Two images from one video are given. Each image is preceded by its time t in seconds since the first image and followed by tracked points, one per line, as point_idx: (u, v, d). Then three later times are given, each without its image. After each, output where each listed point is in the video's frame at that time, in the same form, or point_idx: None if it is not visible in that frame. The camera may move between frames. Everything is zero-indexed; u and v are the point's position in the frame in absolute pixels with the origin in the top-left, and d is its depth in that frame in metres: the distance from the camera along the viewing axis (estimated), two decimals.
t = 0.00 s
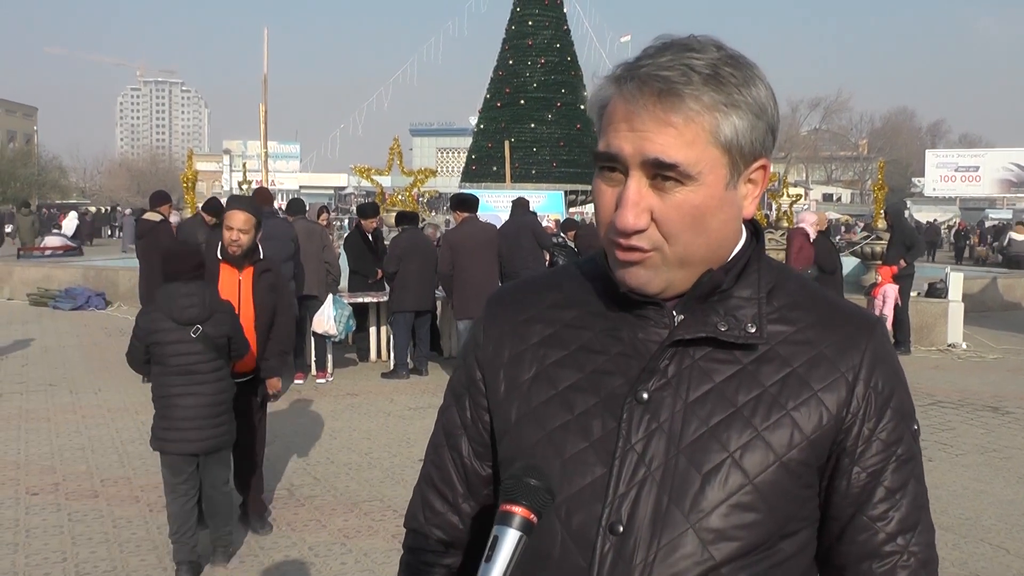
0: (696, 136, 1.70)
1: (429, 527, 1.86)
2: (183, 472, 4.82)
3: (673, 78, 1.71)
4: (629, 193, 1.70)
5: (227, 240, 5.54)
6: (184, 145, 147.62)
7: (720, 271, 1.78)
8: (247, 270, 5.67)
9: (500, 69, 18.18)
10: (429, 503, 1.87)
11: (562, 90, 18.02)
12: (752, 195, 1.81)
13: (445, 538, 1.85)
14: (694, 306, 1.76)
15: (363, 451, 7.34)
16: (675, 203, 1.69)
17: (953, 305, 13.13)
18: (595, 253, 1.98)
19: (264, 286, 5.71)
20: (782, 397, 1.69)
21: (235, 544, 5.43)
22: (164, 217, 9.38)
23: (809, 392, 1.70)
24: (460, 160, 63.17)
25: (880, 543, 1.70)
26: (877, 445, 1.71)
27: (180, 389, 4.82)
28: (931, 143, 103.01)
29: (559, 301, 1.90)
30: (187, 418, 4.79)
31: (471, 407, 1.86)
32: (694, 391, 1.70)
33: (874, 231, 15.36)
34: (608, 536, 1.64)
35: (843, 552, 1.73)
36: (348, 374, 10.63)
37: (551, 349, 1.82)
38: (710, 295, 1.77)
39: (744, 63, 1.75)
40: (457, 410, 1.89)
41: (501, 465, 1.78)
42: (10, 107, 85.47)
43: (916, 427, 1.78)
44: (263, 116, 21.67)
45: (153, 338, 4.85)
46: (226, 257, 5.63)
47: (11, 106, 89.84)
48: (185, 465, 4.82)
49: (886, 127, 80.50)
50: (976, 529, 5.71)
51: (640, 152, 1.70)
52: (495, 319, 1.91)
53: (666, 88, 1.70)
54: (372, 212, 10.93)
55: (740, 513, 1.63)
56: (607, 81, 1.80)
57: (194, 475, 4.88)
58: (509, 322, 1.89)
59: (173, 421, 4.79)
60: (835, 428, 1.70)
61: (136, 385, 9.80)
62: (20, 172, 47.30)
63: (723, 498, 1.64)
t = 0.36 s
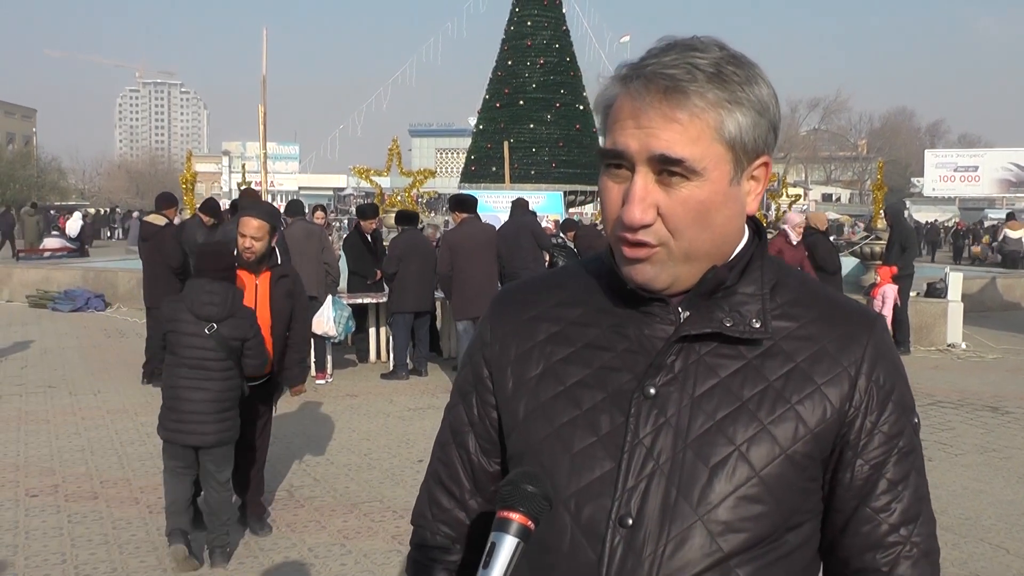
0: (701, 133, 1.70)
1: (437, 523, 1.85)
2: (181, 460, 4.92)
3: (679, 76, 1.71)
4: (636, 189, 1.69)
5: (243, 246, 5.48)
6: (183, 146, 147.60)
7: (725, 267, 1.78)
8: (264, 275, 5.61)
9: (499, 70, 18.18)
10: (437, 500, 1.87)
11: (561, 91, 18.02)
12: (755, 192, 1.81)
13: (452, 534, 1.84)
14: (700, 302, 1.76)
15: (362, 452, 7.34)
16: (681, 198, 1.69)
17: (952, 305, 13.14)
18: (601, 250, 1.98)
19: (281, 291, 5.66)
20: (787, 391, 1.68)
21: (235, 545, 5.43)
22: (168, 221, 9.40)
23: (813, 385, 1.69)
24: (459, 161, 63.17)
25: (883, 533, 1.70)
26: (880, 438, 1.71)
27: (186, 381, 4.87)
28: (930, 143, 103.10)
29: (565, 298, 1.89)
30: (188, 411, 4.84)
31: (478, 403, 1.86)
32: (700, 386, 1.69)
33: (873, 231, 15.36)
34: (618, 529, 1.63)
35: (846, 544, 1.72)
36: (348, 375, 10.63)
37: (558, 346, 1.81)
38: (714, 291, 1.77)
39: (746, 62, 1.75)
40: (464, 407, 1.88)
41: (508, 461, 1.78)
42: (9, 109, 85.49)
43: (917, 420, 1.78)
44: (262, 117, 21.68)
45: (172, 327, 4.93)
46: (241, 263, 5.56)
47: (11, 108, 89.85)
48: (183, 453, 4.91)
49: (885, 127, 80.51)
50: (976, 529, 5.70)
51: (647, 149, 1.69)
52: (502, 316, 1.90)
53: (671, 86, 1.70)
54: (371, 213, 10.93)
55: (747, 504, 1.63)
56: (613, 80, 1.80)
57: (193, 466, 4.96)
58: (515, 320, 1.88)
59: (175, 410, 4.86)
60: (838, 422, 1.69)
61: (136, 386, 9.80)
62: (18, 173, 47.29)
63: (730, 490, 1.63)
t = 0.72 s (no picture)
0: (716, 135, 1.70)
1: (439, 511, 1.86)
2: (173, 462, 4.86)
3: (696, 78, 1.71)
4: (650, 187, 1.69)
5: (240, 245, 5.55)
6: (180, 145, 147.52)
7: (733, 268, 1.78)
8: (259, 274, 5.64)
9: (498, 69, 18.16)
10: (440, 488, 1.87)
11: (560, 90, 18.01)
12: (765, 194, 1.80)
13: (454, 523, 1.85)
14: (707, 301, 1.76)
15: (360, 451, 7.33)
16: (695, 198, 1.69)
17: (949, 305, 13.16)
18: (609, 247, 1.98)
19: (275, 290, 5.69)
20: (790, 392, 1.69)
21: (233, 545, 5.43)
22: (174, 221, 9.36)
23: (815, 387, 1.70)
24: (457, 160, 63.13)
25: (879, 535, 1.70)
26: (879, 441, 1.71)
27: (182, 380, 4.84)
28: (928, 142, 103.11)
29: (574, 292, 1.89)
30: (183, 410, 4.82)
31: (484, 394, 1.85)
32: (705, 384, 1.69)
33: (871, 231, 15.35)
34: (621, 522, 1.63)
35: (843, 544, 1.73)
36: (346, 374, 10.62)
37: (565, 340, 1.81)
38: (722, 291, 1.77)
39: (761, 67, 1.75)
40: (469, 397, 1.87)
41: (513, 454, 1.78)
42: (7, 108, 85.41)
43: (915, 425, 1.79)
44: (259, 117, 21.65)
45: (169, 325, 4.91)
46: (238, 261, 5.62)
47: (9, 107, 89.81)
48: (175, 454, 4.86)
49: (883, 126, 80.50)
50: (974, 529, 5.71)
51: (662, 148, 1.69)
52: (510, 309, 1.90)
53: (689, 87, 1.70)
54: (371, 212, 10.93)
55: (748, 501, 1.63)
56: (629, 81, 1.80)
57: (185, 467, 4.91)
58: (523, 312, 1.88)
59: (169, 409, 4.83)
60: (840, 423, 1.69)
61: (135, 385, 9.80)
62: (16, 173, 47.26)
63: (731, 487, 1.63)
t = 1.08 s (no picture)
0: (713, 137, 1.70)
1: (435, 506, 1.85)
2: (168, 470, 4.82)
3: (695, 81, 1.71)
4: (649, 188, 1.69)
5: (223, 242, 5.54)
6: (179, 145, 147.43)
7: (730, 268, 1.78)
8: (242, 269, 5.63)
9: (496, 69, 18.16)
10: (436, 482, 1.87)
11: (558, 90, 18.01)
12: (762, 196, 1.80)
13: (450, 518, 1.84)
14: (703, 301, 1.76)
15: (359, 451, 7.33)
16: (692, 199, 1.69)
17: (948, 305, 13.16)
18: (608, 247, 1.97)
19: (259, 285, 5.67)
20: (784, 390, 1.68)
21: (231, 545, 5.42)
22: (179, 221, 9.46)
23: (809, 386, 1.69)
24: (456, 160, 63.10)
25: (871, 533, 1.70)
26: (871, 441, 1.71)
27: (173, 387, 4.81)
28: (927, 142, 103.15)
29: (573, 291, 1.89)
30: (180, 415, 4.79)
31: (481, 390, 1.85)
32: (701, 382, 1.69)
33: (870, 231, 15.35)
34: (616, 516, 1.63)
35: (835, 543, 1.72)
36: (344, 374, 10.62)
37: (563, 337, 1.81)
38: (718, 291, 1.77)
39: (758, 71, 1.75)
40: (466, 393, 1.87)
41: (510, 450, 1.77)
42: (6, 107, 85.34)
43: (908, 425, 1.78)
44: (258, 117, 21.62)
45: (151, 336, 4.85)
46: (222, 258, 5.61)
47: (7, 106, 89.71)
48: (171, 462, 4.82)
49: (882, 126, 80.54)
50: (972, 529, 5.71)
51: (661, 150, 1.69)
52: (509, 306, 1.90)
53: (688, 90, 1.70)
54: (371, 213, 10.93)
55: (742, 497, 1.63)
56: (628, 84, 1.79)
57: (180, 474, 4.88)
58: (522, 310, 1.88)
59: (163, 417, 4.78)
60: (833, 422, 1.69)
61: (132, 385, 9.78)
62: (14, 173, 47.20)
63: (725, 483, 1.63)
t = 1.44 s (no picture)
0: (691, 139, 1.70)
1: (424, 510, 1.86)
2: (165, 474, 4.78)
3: (671, 84, 1.71)
4: (628, 191, 1.69)
5: (206, 240, 5.55)
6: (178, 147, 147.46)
7: (712, 269, 1.77)
8: (227, 268, 5.64)
9: (495, 70, 18.18)
10: (425, 486, 1.88)
11: (557, 90, 18.02)
12: (743, 197, 1.80)
13: (440, 522, 1.85)
14: (687, 302, 1.76)
15: (358, 452, 7.33)
16: (672, 201, 1.69)
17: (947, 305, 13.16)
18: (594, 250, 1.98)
19: (245, 281, 5.69)
20: (769, 389, 1.68)
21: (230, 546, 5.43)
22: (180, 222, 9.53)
23: (793, 384, 1.69)
24: (456, 160, 63.12)
25: (858, 530, 1.70)
26: (857, 437, 1.70)
27: (172, 391, 4.80)
28: (925, 142, 103.26)
29: (558, 294, 1.89)
30: (181, 419, 4.79)
31: (469, 394, 1.86)
32: (685, 382, 1.69)
33: (869, 231, 15.36)
34: (601, 516, 1.63)
35: (823, 540, 1.72)
36: (344, 375, 10.62)
37: (548, 340, 1.81)
38: (702, 292, 1.77)
39: (736, 72, 1.75)
40: (454, 397, 1.88)
41: (497, 453, 1.78)
42: (5, 108, 85.34)
43: (894, 422, 1.78)
44: (256, 118, 21.61)
45: (144, 341, 4.79)
46: (207, 257, 5.62)
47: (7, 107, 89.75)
48: (170, 466, 4.80)
49: (881, 127, 80.62)
50: (972, 528, 5.71)
51: (640, 153, 1.69)
52: (496, 311, 1.91)
53: (664, 93, 1.70)
54: (371, 212, 10.94)
55: (727, 496, 1.63)
56: (606, 89, 1.80)
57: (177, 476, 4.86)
58: (509, 314, 1.89)
59: (163, 421, 4.77)
60: (818, 420, 1.69)
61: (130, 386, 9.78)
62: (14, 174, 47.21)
63: (710, 482, 1.63)
